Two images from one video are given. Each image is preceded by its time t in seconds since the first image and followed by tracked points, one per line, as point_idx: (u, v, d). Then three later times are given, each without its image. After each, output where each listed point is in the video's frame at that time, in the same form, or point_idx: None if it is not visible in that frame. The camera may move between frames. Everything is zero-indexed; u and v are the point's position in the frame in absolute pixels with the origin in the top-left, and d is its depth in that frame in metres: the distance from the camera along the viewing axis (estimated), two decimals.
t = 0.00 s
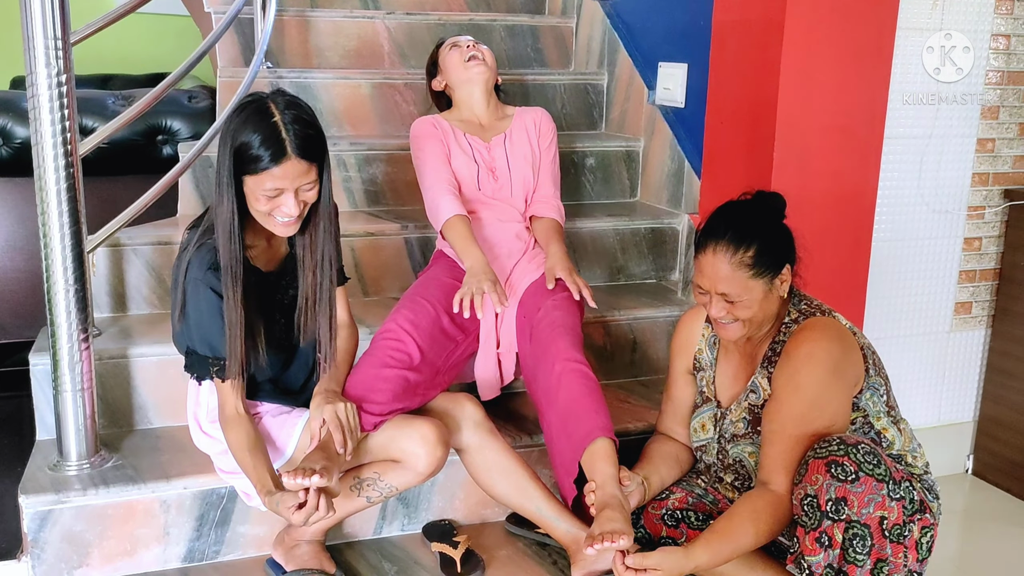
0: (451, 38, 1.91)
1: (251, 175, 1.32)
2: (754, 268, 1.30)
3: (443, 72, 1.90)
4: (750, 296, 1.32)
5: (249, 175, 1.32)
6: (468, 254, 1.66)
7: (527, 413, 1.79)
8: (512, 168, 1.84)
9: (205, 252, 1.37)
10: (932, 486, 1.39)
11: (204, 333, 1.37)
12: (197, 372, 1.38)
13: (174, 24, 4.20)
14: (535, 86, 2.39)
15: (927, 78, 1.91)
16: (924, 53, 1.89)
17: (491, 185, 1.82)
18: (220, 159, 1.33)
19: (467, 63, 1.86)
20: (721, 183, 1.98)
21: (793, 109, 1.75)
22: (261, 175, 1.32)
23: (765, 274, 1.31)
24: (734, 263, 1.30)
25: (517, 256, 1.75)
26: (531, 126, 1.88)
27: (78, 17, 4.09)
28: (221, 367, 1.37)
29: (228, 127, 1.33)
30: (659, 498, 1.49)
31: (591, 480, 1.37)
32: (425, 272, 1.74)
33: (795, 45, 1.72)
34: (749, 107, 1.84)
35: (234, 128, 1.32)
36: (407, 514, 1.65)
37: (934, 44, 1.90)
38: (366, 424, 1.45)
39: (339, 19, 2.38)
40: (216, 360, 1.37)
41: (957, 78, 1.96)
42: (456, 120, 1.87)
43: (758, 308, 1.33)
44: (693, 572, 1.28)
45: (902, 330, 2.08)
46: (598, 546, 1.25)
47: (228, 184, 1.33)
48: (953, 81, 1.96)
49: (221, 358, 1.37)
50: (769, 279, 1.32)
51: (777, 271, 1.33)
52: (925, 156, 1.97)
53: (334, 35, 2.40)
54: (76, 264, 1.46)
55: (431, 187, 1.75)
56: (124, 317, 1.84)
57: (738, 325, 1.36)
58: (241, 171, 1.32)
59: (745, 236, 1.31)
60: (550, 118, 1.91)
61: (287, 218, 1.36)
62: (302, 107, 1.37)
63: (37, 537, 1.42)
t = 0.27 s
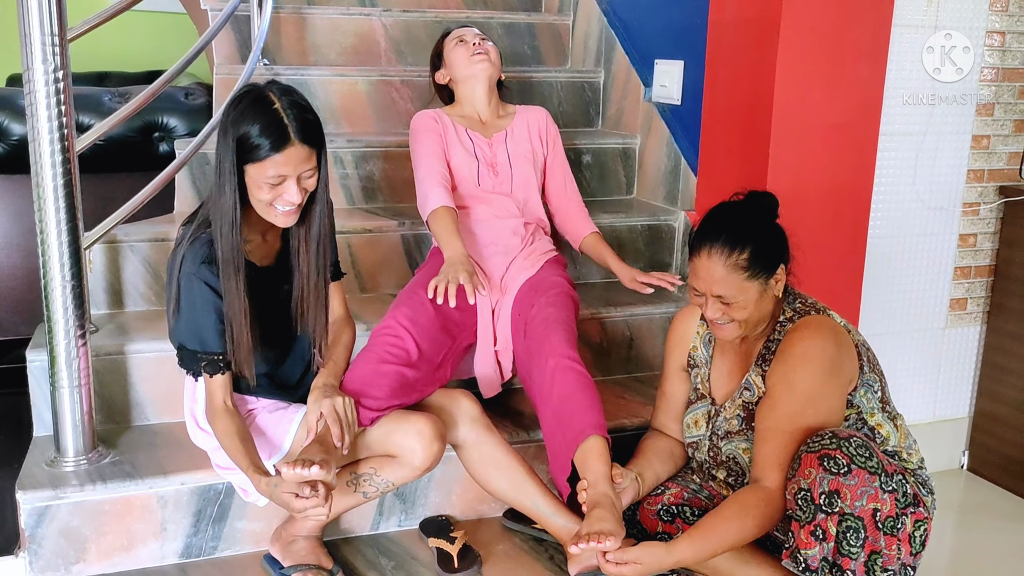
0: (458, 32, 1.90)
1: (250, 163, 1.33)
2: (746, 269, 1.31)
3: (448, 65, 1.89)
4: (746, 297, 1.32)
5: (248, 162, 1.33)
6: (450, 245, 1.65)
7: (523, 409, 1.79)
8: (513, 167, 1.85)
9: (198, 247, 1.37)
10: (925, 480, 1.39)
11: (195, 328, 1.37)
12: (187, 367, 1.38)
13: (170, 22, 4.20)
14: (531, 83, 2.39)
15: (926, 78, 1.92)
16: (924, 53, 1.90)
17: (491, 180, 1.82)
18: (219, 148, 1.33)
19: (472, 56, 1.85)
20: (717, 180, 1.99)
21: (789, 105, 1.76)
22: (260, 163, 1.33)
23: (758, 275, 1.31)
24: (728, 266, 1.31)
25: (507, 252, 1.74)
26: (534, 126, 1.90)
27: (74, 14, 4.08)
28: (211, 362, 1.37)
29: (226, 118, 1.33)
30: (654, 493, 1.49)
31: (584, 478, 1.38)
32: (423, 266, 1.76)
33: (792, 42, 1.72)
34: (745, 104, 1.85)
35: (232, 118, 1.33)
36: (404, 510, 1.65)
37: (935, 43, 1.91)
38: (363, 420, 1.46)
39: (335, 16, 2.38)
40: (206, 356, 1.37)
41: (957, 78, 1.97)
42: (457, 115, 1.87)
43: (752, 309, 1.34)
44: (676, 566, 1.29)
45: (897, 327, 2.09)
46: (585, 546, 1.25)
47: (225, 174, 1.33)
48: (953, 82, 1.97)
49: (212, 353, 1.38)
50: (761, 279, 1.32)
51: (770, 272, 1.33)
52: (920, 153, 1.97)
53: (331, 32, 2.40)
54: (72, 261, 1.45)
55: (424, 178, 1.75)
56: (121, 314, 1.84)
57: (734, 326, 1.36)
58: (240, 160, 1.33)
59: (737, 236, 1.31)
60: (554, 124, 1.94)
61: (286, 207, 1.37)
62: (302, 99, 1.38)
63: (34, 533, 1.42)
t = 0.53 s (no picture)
0: (466, 32, 1.91)
1: (252, 158, 1.34)
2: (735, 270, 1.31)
3: (455, 65, 1.89)
4: (738, 298, 1.33)
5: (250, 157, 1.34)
6: (460, 245, 1.66)
7: (520, 408, 1.80)
8: (519, 170, 1.85)
9: (192, 245, 1.37)
10: (918, 477, 1.40)
11: (186, 326, 1.37)
12: (178, 364, 1.38)
13: (166, 21, 4.19)
14: (528, 83, 2.40)
15: (926, 78, 1.94)
16: (924, 53, 1.92)
17: (496, 181, 1.83)
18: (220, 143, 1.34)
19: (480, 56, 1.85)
20: (713, 179, 2.00)
21: (784, 104, 1.76)
22: (263, 158, 1.33)
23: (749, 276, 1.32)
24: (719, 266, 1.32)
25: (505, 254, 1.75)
26: (540, 132, 1.91)
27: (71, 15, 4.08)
28: (202, 360, 1.37)
29: (228, 113, 1.34)
30: (650, 491, 1.50)
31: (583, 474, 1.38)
32: (423, 267, 1.76)
33: (786, 41, 1.73)
34: (741, 103, 1.85)
35: (235, 114, 1.34)
36: (401, 509, 1.66)
37: (935, 43, 1.93)
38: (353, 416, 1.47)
39: (331, 16, 2.39)
40: (195, 354, 1.37)
41: (957, 77, 1.99)
42: (465, 113, 1.87)
43: (745, 309, 1.35)
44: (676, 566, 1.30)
45: (892, 325, 2.09)
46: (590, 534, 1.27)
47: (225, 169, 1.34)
48: (953, 81, 1.99)
49: (202, 352, 1.38)
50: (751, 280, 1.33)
51: (761, 272, 1.34)
52: (915, 152, 1.98)
53: (327, 33, 2.40)
54: (70, 261, 1.46)
55: (430, 176, 1.75)
56: (118, 314, 1.84)
57: (727, 326, 1.37)
58: (242, 155, 1.33)
59: (728, 238, 1.32)
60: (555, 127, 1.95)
61: (286, 203, 1.38)
62: (303, 97, 1.39)
63: (32, 532, 1.43)
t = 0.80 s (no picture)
0: (461, 31, 1.91)
1: (251, 158, 1.34)
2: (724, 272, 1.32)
3: (452, 65, 1.90)
4: (729, 299, 1.34)
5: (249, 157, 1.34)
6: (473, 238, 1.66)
7: (516, 408, 1.80)
8: (516, 170, 1.86)
9: (184, 243, 1.38)
10: (912, 474, 1.41)
11: (177, 325, 1.38)
12: (172, 363, 1.39)
13: (161, 23, 4.19)
14: (523, 84, 2.40)
15: (926, 77, 1.96)
16: (924, 54, 1.94)
17: (494, 180, 1.84)
18: (218, 142, 1.34)
19: (476, 56, 1.85)
20: (708, 179, 2.01)
21: (778, 105, 1.77)
22: (263, 158, 1.34)
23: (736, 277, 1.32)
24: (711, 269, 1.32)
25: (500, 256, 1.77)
26: (537, 130, 1.91)
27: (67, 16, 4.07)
28: (194, 360, 1.38)
29: (227, 112, 1.34)
30: (646, 490, 1.52)
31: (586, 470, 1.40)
32: (419, 266, 1.76)
33: (781, 42, 1.74)
34: (735, 103, 1.86)
35: (234, 114, 1.34)
36: (398, 508, 1.66)
37: (936, 43, 1.95)
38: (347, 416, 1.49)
39: (326, 17, 2.39)
40: (185, 355, 1.38)
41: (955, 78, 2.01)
42: (461, 113, 1.88)
43: (737, 311, 1.35)
44: (666, 564, 1.31)
45: (887, 325, 2.11)
46: (596, 533, 1.28)
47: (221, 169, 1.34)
48: (953, 81, 2.01)
49: (192, 352, 1.38)
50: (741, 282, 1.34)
51: (751, 276, 1.35)
52: (908, 152, 2.00)
53: (322, 33, 2.40)
54: (66, 262, 1.46)
55: (435, 175, 1.75)
56: (115, 315, 1.84)
57: (719, 327, 1.37)
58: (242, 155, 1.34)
59: (720, 240, 1.32)
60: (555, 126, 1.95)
61: (285, 202, 1.39)
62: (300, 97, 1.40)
63: (30, 533, 1.43)
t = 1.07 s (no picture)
0: (428, 31, 1.92)
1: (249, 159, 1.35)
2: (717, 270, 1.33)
3: (423, 70, 1.91)
4: (722, 299, 1.35)
5: (249, 157, 1.35)
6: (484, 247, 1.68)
7: (512, 408, 1.81)
8: (499, 168, 1.87)
9: (177, 245, 1.38)
10: (904, 473, 1.42)
11: (172, 325, 1.38)
12: (165, 365, 1.39)
13: (156, 25, 4.19)
14: (518, 85, 2.41)
15: (928, 78, 2.00)
16: (924, 53, 1.97)
17: (481, 184, 1.85)
18: (216, 143, 1.35)
19: (446, 60, 1.87)
20: (702, 180, 2.02)
21: (772, 106, 1.79)
22: (263, 158, 1.35)
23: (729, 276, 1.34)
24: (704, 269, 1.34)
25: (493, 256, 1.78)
26: (515, 124, 1.91)
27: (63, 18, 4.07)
28: (190, 360, 1.39)
29: (224, 113, 1.35)
30: (641, 488, 1.53)
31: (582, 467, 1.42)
32: (414, 266, 1.76)
33: (774, 44, 1.75)
34: (729, 105, 1.88)
35: (232, 115, 1.35)
36: (395, 508, 1.67)
37: (936, 43, 1.98)
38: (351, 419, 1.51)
39: (322, 19, 2.40)
40: (178, 355, 1.38)
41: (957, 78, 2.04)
42: (438, 118, 1.90)
43: (729, 311, 1.36)
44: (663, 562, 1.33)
45: (881, 324, 2.12)
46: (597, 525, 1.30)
47: (221, 170, 1.34)
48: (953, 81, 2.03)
49: (187, 353, 1.39)
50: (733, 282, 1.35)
51: (745, 273, 1.36)
52: (901, 154, 2.01)
53: (318, 35, 2.41)
54: (64, 264, 1.47)
55: (427, 184, 1.76)
56: (112, 317, 1.85)
57: (711, 327, 1.38)
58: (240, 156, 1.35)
59: (712, 240, 1.34)
60: (536, 119, 1.96)
61: (285, 200, 1.40)
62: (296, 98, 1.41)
63: (28, 534, 1.43)
